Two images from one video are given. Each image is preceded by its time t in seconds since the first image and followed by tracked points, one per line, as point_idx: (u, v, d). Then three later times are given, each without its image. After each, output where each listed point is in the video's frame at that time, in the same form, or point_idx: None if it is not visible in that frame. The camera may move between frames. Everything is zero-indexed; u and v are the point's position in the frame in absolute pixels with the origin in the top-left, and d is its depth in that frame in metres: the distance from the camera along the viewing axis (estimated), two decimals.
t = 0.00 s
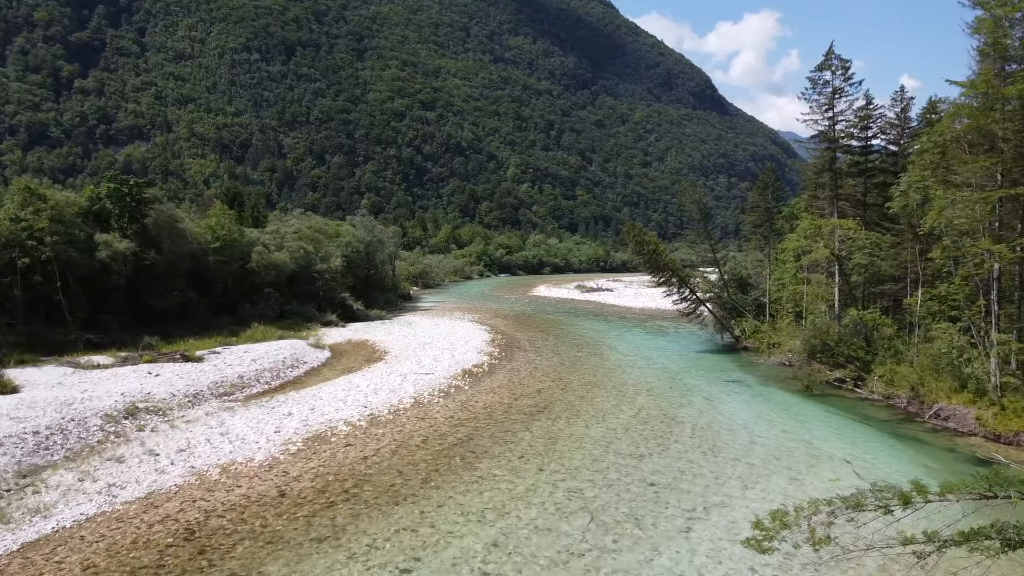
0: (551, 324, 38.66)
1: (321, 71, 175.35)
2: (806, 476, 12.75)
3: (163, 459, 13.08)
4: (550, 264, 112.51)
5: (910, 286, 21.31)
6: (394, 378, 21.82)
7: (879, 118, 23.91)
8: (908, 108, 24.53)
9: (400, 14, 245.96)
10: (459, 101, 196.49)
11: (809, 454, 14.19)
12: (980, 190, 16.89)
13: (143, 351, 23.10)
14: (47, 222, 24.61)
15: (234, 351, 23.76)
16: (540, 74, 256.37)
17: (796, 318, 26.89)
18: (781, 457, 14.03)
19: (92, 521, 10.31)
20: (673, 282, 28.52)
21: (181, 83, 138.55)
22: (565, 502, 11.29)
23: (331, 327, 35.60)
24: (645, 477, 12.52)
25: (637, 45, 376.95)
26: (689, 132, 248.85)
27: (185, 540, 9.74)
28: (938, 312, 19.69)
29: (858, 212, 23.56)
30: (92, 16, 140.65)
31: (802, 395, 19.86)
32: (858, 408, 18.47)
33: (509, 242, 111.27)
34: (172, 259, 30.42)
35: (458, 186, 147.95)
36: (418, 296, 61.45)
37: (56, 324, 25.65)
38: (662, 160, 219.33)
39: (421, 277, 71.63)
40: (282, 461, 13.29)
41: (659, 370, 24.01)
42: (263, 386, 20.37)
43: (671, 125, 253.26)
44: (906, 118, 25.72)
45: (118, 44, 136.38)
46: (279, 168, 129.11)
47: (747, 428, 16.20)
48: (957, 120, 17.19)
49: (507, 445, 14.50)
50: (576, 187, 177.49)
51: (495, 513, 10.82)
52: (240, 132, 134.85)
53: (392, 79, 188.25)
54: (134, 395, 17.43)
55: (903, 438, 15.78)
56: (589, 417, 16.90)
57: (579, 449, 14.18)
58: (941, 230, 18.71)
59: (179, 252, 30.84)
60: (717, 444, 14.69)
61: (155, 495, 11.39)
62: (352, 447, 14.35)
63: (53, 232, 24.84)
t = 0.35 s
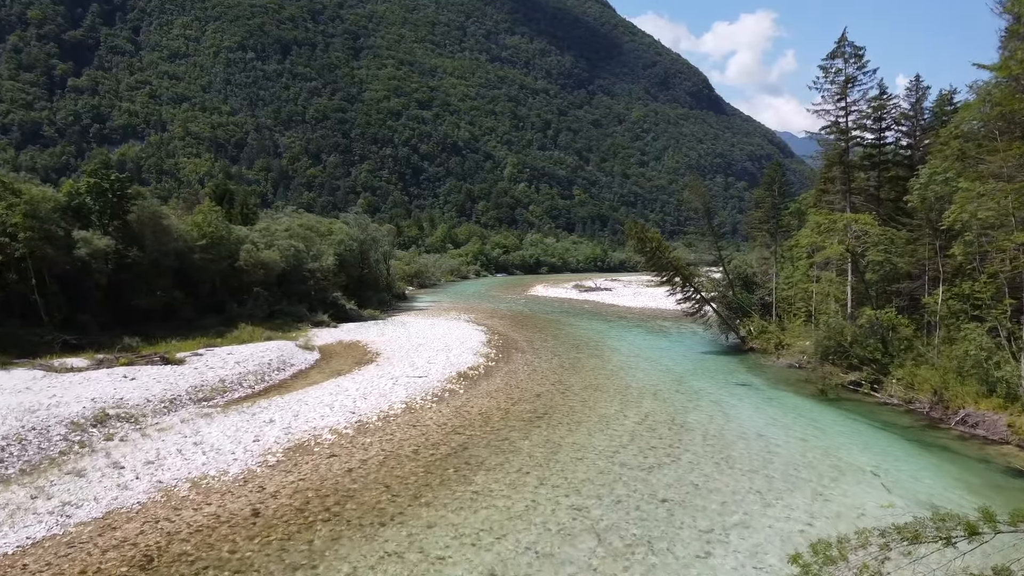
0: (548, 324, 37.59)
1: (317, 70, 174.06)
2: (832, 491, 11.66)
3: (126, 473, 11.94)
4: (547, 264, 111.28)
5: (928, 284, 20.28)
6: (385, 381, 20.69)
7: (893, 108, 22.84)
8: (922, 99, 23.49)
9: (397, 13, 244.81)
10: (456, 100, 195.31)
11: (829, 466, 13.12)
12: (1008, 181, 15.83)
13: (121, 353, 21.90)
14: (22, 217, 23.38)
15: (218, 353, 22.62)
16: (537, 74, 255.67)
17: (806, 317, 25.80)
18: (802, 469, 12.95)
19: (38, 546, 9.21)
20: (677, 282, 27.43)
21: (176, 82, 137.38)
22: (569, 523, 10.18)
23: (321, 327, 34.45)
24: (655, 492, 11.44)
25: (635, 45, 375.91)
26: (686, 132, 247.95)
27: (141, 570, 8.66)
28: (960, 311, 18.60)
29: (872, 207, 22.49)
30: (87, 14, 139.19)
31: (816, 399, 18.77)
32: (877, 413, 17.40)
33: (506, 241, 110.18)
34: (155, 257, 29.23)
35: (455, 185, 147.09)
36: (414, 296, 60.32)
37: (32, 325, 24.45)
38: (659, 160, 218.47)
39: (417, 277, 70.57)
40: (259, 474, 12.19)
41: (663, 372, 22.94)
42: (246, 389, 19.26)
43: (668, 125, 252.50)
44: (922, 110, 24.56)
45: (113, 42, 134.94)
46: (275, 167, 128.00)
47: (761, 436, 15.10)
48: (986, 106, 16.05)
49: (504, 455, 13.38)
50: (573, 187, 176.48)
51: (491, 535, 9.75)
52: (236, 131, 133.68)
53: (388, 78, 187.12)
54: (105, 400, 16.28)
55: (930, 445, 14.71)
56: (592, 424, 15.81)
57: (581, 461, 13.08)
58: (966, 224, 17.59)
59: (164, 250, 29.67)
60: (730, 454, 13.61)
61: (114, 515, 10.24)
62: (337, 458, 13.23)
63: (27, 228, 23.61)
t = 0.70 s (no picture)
0: (546, 325, 36.40)
1: (314, 70, 172.67)
2: (864, 510, 10.58)
3: (84, 490, 10.78)
4: (545, 263, 110.00)
5: (949, 283, 19.23)
6: (376, 385, 19.59)
7: (911, 98, 21.81)
8: (940, 88, 22.43)
9: (394, 13, 243.30)
10: (453, 100, 193.98)
11: (855, 480, 12.06)
12: None
13: (97, 357, 20.71)
14: None
15: (200, 357, 21.46)
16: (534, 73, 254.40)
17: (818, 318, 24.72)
18: (827, 483, 11.86)
19: None
20: (681, 281, 26.32)
21: (172, 81, 135.98)
22: (576, 550, 9.07)
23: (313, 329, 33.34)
24: (670, 512, 10.35)
25: (632, 44, 373.96)
26: (684, 132, 246.86)
27: None
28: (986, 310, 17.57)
29: (889, 201, 21.45)
30: (82, 14, 137.58)
31: (833, 405, 17.65)
32: (900, 420, 16.37)
33: (504, 241, 109.01)
34: (139, 256, 28.07)
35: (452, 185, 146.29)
36: (410, 296, 59.23)
37: (7, 327, 23.28)
38: (657, 160, 217.45)
39: (413, 277, 69.40)
40: (232, 492, 11.07)
41: (668, 376, 21.73)
42: (227, 395, 18.13)
43: (666, 125, 251.63)
44: (940, 99, 23.52)
45: (107, 42, 132.91)
46: (271, 167, 126.75)
47: (779, 445, 14.03)
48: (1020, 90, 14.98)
49: (501, 469, 12.31)
50: (570, 187, 175.36)
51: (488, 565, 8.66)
52: (232, 131, 132.37)
53: (385, 77, 185.69)
54: (73, 407, 15.12)
55: (962, 455, 13.67)
56: (596, 433, 14.69)
57: (586, 475, 11.93)
58: (994, 218, 16.56)
59: (148, 249, 28.54)
60: (748, 467, 12.53)
61: (65, 542, 9.10)
62: (320, 472, 12.12)
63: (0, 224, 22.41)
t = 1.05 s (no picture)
0: (544, 326, 35.32)
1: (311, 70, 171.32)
2: (901, 534, 9.53)
3: (31, 513, 9.68)
4: (543, 263, 108.78)
5: (972, 281, 18.19)
6: (366, 390, 18.46)
7: (929, 86, 20.78)
8: (959, 77, 21.41)
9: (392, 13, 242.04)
10: (451, 100, 192.74)
11: (888, 498, 10.95)
12: None
13: (68, 361, 19.53)
14: None
15: (180, 360, 20.34)
16: (532, 73, 253.27)
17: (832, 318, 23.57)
18: (857, 502, 10.76)
19: None
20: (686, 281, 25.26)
21: (168, 81, 134.69)
22: None
23: (303, 330, 32.21)
24: (684, 538, 9.25)
25: (630, 44, 372.53)
26: (682, 132, 245.85)
27: None
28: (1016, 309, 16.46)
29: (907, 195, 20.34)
30: (77, 13, 136.20)
31: (852, 412, 16.56)
32: (925, 427, 15.28)
33: (501, 241, 107.89)
34: (121, 255, 26.92)
35: (450, 185, 146.39)
36: (406, 296, 58.22)
37: None
38: (655, 160, 216.47)
39: (409, 277, 68.32)
40: (199, 514, 9.96)
41: (673, 380, 20.67)
42: (206, 401, 17.02)
43: (664, 125, 250.84)
44: (960, 88, 22.47)
45: (104, 41, 131.47)
46: (267, 168, 125.60)
47: (799, 458, 12.93)
48: None
49: (497, 486, 11.19)
50: (568, 187, 174.29)
51: None
52: (228, 131, 131.12)
53: (383, 77, 184.34)
54: (34, 416, 13.99)
55: (999, 469, 12.57)
56: (600, 444, 13.58)
57: (590, 493, 10.83)
58: None
59: (130, 248, 27.40)
60: (768, 483, 11.43)
61: None
62: (298, 490, 11.01)
63: None
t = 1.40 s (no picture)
0: (542, 327, 34.21)
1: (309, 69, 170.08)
2: (949, 565, 8.46)
3: None
4: (542, 263, 107.63)
5: (998, 279, 17.11)
6: (354, 396, 17.32)
7: (951, 74, 19.70)
8: (981, 64, 20.34)
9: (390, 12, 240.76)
10: (449, 100, 191.57)
11: (927, 519, 9.85)
12: None
13: (38, 365, 18.37)
14: None
15: (158, 364, 19.18)
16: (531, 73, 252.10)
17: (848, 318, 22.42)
18: (893, 524, 9.67)
19: None
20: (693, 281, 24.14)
21: (165, 80, 133.43)
22: None
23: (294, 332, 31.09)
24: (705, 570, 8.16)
25: (629, 43, 371.26)
26: (682, 131, 244.77)
27: None
28: None
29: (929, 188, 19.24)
30: (73, 12, 134.79)
31: (873, 420, 15.48)
32: (957, 437, 14.17)
33: (500, 240, 106.80)
34: (102, 254, 25.75)
35: (448, 185, 145.19)
36: (402, 296, 57.28)
37: None
38: (655, 160, 215.42)
39: (406, 277, 67.26)
40: (156, 540, 8.87)
41: (679, 384, 19.58)
42: (182, 409, 15.87)
43: (663, 124, 249.74)
44: (980, 77, 21.39)
45: (100, 40, 130.27)
46: (264, 167, 124.42)
47: (824, 473, 11.83)
48: None
49: (492, 505, 10.09)
50: (567, 187, 173.12)
51: None
52: (225, 131, 129.96)
53: (381, 76, 183.07)
54: None
55: None
56: (606, 456, 12.46)
57: (595, 516, 9.71)
58: None
59: (112, 246, 26.24)
60: (792, 503, 10.33)
61: None
62: (271, 510, 9.90)
63: None
